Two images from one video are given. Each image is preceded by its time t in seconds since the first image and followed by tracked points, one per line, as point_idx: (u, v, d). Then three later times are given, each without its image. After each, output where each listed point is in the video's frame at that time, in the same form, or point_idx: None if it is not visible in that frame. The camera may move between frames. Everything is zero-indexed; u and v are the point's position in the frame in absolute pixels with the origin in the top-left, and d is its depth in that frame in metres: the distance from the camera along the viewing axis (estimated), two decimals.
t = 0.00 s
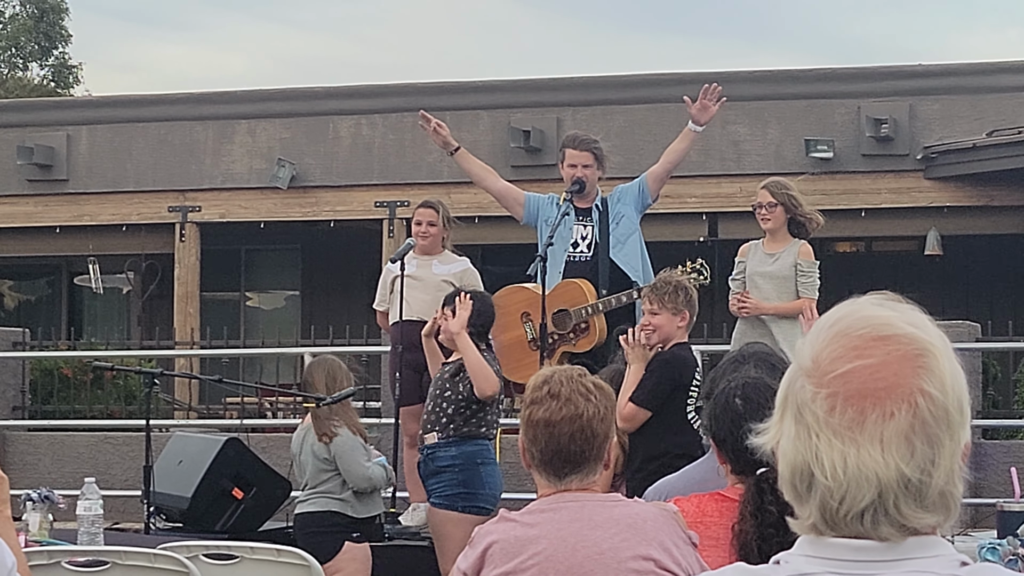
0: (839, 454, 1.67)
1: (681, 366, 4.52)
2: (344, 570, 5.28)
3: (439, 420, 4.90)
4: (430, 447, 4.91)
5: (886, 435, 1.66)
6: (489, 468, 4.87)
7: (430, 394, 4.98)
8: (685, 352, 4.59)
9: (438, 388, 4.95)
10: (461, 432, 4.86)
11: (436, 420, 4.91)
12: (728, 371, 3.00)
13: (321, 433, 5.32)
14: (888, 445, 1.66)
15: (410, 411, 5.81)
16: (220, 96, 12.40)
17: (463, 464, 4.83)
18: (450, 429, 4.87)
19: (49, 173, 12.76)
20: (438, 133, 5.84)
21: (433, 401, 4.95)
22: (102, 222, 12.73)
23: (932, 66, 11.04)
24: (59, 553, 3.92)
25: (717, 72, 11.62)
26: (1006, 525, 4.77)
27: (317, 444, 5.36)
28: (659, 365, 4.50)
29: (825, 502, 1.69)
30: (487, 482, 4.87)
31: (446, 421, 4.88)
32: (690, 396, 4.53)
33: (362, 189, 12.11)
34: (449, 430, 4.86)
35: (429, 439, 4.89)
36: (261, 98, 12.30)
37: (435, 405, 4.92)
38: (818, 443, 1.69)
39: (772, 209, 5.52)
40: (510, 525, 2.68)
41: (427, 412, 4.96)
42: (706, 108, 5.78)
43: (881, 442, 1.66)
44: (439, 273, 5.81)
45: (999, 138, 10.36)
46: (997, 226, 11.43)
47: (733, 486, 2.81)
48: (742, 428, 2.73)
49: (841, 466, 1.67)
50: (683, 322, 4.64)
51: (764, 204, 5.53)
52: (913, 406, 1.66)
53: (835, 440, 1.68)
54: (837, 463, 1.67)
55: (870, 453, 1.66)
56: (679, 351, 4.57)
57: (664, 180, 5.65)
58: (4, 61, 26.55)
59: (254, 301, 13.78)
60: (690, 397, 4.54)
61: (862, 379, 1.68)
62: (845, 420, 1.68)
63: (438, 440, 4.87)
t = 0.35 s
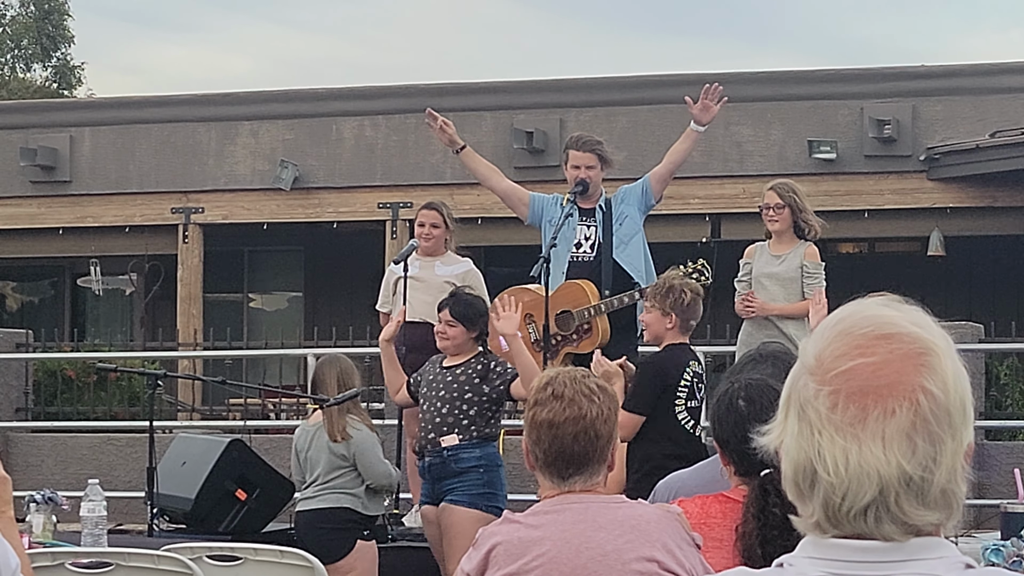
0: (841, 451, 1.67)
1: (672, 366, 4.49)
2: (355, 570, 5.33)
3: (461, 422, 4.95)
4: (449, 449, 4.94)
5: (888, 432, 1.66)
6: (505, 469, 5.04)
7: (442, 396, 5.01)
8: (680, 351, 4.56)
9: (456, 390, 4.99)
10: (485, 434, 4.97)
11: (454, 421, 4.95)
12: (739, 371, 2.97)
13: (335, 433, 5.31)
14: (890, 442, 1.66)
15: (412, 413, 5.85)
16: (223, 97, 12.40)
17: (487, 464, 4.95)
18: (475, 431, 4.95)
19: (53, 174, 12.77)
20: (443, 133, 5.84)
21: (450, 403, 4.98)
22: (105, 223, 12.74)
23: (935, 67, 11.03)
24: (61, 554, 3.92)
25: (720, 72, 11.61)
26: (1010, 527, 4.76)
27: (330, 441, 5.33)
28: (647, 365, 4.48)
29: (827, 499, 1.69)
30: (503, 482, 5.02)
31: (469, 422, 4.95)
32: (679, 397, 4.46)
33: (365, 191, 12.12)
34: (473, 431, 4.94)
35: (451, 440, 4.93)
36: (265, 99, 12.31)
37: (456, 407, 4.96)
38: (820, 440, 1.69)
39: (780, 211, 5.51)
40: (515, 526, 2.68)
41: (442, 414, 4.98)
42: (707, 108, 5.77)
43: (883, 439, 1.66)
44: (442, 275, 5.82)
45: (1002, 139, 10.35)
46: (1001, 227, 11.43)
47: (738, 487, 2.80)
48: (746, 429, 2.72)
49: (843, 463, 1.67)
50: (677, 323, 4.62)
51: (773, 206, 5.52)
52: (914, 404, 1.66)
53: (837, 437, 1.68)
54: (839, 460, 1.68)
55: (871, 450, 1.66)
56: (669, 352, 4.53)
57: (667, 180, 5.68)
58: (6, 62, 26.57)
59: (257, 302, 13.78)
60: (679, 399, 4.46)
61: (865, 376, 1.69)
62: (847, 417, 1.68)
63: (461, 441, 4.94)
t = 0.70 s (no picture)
0: (835, 456, 1.69)
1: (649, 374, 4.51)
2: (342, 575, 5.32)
3: (474, 426, 4.97)
4: (463, 454, 4.95)
5: (882, 435, 1.68)
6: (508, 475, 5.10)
7: (453, 400, 4.99)
8: (664, 357, 4.56)
9: (470, 395, 4.98)
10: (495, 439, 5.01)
11: (468, 425, 4.96)
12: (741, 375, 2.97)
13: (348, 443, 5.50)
14: (883, 445, 1.68)
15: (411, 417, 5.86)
16: (223, 101, 12.40)
17: (499, 469, 5.00)
18: (488, 435, 4.98)
19: (53, 178, 12.78)
20: (442, 138, 5.84)
21: (464, 408, 4.97)
22: (105, 227, 12.74)
23: (935, 71, 11.03)
24: (61, 556, 3.92)
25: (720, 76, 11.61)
26: (1010, 531, 4.76)
27: (340, 451, 5.49)
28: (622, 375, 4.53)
29: (823, 504, 1.71)
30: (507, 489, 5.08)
31: (483, 426, 4.97)
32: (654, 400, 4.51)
33: (365, 194, 12.12)
34: (486, 435, 4.97)
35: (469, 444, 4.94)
36: (265, 103, 12.31)
37: (469, 412, 4.97)
38: (814, 445, 1.71)
39: (783, 216, 5.53)
40: (515, 530, 2.68)
41: (454, 419, 4.97)
42: (709, 113, 5.79)
43: (877, 442, 1.68)
44: (443, 279, 5.81)
45: (1002, 143, 10.36)
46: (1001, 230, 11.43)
47: (738, 491, 2.80)
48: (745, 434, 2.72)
49: (837, 468, 1.69)
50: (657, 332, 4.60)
51: (774, 210, 5.54)
52: (907, 406, 1.68)
53: (830, 442, 1.70)
54: (833, 465, 1.69)
55: (865, 453, 1.68)
56: (649, 360, 4.54)
57: (667, 184, 5.70)
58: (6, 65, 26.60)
59: (257, 305, 13.78)
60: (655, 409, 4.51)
61: (857, 380, 1.71)
62: (840, 421, 1.70)
63: (478, 446, 4.95)
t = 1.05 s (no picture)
0: (842, 461, 1.69)
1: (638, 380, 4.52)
2: None
3: (478, 429, 4.98)
4: (467, 456, 4.96)
5: (889, 440, 1.68)
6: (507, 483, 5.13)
7: (457, 402, 4.99)
8: (656, 362, 4.56)
9: (476, 397, 4.99)
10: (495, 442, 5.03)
11: (472, 428, 4.97)
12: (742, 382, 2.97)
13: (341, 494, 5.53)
14: (890, 450, 1.68)
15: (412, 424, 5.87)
16: (224, 106, 12.41)
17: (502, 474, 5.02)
18: (490, 437, 5.00)
19: (53, 183, 12.78)
20: (440, 146, 5.84)
21: (468, 410, 4.98)
22: (106, 231, 12.74)
23: (936, 76, 11.04)
24: (61, 561, 3.91)
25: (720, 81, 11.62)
26: (1011, 536, 4.75)
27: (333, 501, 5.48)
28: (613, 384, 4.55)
29: (829, 509, 1.71)
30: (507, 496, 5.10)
31: (486, 428, 5.00)
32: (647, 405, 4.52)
33: (366, 199, 12.12)
34: (488, 439, 4.99)
35: (471, 448, 4.96)
36: (266, 107, 12.32)
37: (474, 415, 4.98)
38: (820, 450, 1.71)
39: (780, 221, 5.52)
40: (515, 535, 2.68)
41: (459, 422, 4.97)
42: (711, 117, 5.80)
43: (884, 447, 1.68)
44: (443, 284, 5.82)
45: (1002, 148, 10.37)
46: (1001, 235, 11.43)
47: (738, 497, 2.80)
48: (746, 440, 2.73)
49: (844, 473, 1.69)
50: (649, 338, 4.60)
51: (773, 216, 5.53)
52: (914, 412, 1.68)
53: (837, 447, 1.70)
54: (840, 470, 1.69)
55: (872, 458, 1.68)
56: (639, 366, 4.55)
57: (667, 189, 5.71)
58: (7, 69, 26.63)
59: (258, 310, 13.78)
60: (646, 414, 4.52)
61: (863, 385, 1.71)
62: (847, 426, 1.70)
63: (480, 449, 4.97)
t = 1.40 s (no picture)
0: (834, 464, 1.69)
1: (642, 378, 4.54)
2: None
3: (473, 435, 4.98)
4: (463, 462, 4.96)
5: (881, 441, 1.68)
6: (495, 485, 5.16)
7: (452, 411, 4.98)
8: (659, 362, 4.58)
9: (469, 406, 4.99)
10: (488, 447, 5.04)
11: (467, 435, 4.96)
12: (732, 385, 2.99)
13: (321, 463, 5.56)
14: (883, 452, 1.68)
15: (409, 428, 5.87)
16: (224, 108, 12.41)
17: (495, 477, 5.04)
18: (481, 443, 5.01)
19: (54, 185, 12.78)
20: (438, 150, 5.83)
21: (464, 417, 4.98)
22: (106, 234, 12.74)
23: (936, 79, 11.05)
24: (62, 560, 3.91)
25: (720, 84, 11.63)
26: (1011, 538, 4.75)
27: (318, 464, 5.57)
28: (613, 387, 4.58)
29: (823, 511, 1.71)
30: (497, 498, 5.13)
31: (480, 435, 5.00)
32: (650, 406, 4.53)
33: (366, 202, 12.12)
34: (480, 444, 5.00)
35: (466, 454, 4.95)
36: (266, 110, 12.32)
37: (469, 422, 4.98)
38: (812, 452, 1.71)
39: (772, 222, 5.55)
40: (515, 537, 2.68)
41: (454, 430, 4.96)
42: (709, 119, 5.81)
43: (876, 449, 1.68)
44: (443, 285, 5.81)
45: (1002, 151, 10.38)
46: (1002, 238, 11.43)
47: (739, 499, 2.80)
48: (746, 441, 2.74)
49: (837, 474, 1.69)
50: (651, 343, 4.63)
51: (767, 218, 5.56)
52: (906, 414, 1.68)
53: (830, 450, 1.70)
54: (832, 472, 1.69)
55: (864, 460, 1.68)
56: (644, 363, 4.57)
57: (667, 192, 5.71)
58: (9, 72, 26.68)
59: (258, 313, 13.78)
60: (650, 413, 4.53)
61: (855, 387, 1.71)
62: (840, 428, 1.70)
63: (476, 455, 4.98)
